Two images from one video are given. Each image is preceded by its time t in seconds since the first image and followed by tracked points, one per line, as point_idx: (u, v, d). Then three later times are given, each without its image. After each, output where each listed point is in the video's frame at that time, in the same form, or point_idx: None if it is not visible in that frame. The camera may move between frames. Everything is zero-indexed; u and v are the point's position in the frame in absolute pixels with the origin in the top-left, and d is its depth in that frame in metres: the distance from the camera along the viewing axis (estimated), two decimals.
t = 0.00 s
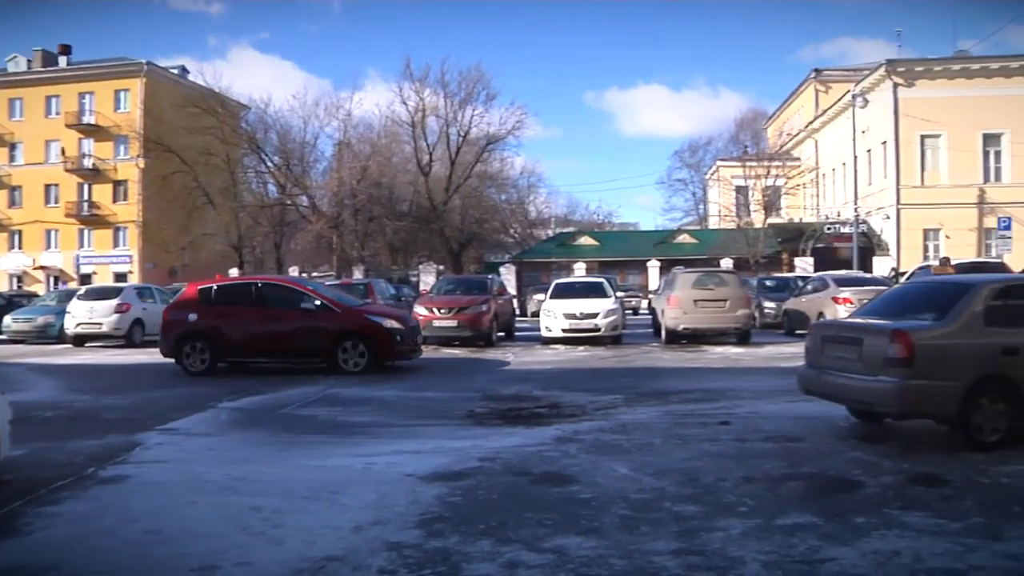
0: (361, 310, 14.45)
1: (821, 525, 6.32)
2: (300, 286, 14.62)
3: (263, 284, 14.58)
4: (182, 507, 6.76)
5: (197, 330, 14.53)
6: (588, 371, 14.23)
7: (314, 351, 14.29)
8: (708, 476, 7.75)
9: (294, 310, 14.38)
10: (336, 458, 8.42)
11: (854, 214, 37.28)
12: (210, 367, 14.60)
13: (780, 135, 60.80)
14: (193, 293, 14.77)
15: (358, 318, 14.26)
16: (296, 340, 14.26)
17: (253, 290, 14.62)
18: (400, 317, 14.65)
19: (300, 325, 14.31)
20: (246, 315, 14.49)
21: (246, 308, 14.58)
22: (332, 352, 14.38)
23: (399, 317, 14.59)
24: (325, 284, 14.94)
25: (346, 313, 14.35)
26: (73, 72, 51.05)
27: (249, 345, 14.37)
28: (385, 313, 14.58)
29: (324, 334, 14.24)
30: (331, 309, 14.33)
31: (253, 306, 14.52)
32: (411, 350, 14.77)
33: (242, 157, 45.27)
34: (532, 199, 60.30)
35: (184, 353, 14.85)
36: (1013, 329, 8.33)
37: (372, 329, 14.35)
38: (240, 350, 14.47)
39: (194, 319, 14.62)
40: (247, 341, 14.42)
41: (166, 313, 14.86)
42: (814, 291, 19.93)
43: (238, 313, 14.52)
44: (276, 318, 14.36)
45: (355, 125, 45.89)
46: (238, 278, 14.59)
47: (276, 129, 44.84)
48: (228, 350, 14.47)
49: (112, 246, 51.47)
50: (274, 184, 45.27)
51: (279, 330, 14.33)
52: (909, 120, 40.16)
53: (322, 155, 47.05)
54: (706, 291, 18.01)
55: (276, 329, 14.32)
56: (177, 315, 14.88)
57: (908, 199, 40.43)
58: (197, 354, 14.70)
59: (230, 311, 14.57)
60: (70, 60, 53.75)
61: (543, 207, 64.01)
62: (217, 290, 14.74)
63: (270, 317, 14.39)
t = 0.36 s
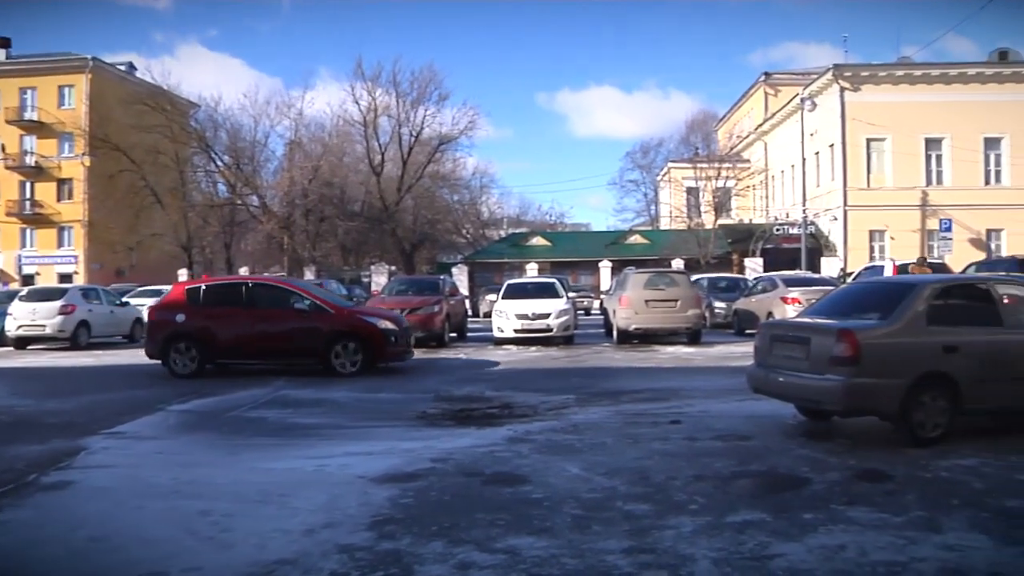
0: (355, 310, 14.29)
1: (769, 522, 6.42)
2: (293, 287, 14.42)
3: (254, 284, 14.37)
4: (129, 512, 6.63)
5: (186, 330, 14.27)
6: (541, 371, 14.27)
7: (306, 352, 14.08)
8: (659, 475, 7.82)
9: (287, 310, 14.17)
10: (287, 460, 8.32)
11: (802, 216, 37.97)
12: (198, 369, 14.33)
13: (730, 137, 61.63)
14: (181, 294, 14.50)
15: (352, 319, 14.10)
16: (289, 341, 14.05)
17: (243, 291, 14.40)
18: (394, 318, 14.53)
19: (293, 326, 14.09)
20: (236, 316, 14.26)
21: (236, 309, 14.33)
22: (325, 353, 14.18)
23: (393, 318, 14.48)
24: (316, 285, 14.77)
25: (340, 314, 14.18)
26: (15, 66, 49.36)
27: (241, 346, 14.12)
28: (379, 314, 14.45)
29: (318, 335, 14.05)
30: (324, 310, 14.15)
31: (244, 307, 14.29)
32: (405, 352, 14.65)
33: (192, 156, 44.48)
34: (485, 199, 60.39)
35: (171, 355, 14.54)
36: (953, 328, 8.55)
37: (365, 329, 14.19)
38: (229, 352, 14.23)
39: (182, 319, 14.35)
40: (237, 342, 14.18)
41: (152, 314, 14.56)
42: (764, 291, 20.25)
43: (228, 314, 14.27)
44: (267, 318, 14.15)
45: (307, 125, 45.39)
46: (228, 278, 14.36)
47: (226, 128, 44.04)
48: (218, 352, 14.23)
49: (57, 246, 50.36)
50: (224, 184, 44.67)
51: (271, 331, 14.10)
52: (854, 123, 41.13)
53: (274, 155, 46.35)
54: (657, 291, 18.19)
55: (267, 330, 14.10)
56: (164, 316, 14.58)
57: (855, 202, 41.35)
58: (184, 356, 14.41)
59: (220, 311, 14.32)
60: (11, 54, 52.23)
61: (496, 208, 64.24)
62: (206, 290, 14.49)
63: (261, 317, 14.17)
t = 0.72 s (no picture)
0: (358, 311, 14.16)
1: (730, 522, 6.49)
2: (295, 287, 14.26)
3: (255, 285, 14.18)
4: (85, 519, 6.51)
5: (185, 332, 14.05)
6: (503, 373, 14.28)
7: (308, 354, 13.92)
8: (621, 476, 7.87)
9: (290, 311, 14.00)
10: (246, 465, 8.23)
11: (761, 217, 38.35)
12: (197, 371, 14.13)
13: (692, 139, 62.20)
14: (180, 295, 14.28)
15: (356, 320, 13.99)
16: (291, 343, 13.88)
17: (244, 292, 14.20)
18: (398, 320, 14.45)
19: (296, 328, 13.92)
20: (237, 317, 14.04)
21: (237, 310, 14.13)
22: (329, 355, 14.04)
23: (397, 319, 14.39)
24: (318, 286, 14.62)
25: (344, 315, 14.06)
26: None
27: (242, 347, 13.93)
28: (382, 315, 14.38)
29: (322, 336, 13.91)
30: (327, 311, 14.01)
31: (246, 308, 14.09)
32: (408, 353, 14.59)
33: (151, 156, 43.86)
34: (446, 200, 60.28)
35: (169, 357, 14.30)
36: (908, 329, 8.72)
37: (369, 331, 14.08)
38: (229, 353, 14.03)
39: (182, 321, 14.12)
40: (236, 343, 13.97)
41: (150, 315, 14.31)
42: (724, 293, 20.47)
43: (228, 315, 14.06)
44: (269, 319, 13.95)
45: (268, 125, 44.87)
46: (229, 278, 14.15)
47: (186, 128, 43.42)
48: (218, 354, 14.03)
49: (10, 247, 49.33)
50: (183, 185, 44.07)
51: (273, 332, 13.92)
52: (814, 127, 41.63)
53: (234, 156, 45.78)
54: (619, 293, 18.31)
55: (269, 331, 13.90)
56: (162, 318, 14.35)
57: (814, 205, 41.91)
58: (183, 358, 14.20)
59: (220, 312, 14.10)
60: None
61: (458, 210, 64.27)
62: (206, 291, 14.28)
63: (262, 319, 13.98)
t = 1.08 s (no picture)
0: (375, 313, 14.06)
1: (703, 523, 6.53)
2: (311, 289, 14.14)
3: (271, 287, 14.04)
4: (54, 526, 6.42)
5: (199, 334, 13.92)
6: (478, 376, 14.27)
7: (324, 357, 13.81)
8: (595, 479, 7.89)
9: (306, 314, 13.89)
10: (218, 469, 8.16)
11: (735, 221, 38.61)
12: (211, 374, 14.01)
13: (665, 143, 62.58)
14: (194, 297, 14.15)
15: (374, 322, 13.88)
16: (308, 345, 13.77)
17: (259, 294, 14.07)
18: (414, 322, 14.35)
19: (313, 330, 13.81)
20: (252, 319, 13.92)
21: (252, 312, 14.00)
22: (346, 357, 13.94)
23: (414, 322, 14.30)
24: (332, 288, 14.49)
25: (361, 317, 13.95)
26: None
27: (256, 350, 13.81)
28: (399, 317, 14.28)
29: (340, 338, 13.81)
30: (343, 313, 13.91)
31: (262, 310, 13.97)
32: (424, 355, 14.49)
33: (122, 157, 43.23)
34: (419, 202, 60.07)
35: (183, 360, 14.18)
36: (879, 332, 8.83)
37: (386, 333, 13.98)
38: (244, 356, 13.91)
39: (195, 323, 14.00)
40: (251, 346, 13.85)
41: (163, 317, 14.18)
42: (697, 295, 20.60)
43: (243, 317, 13.94)
44: (285, 322, 13.83)
45: (241, 127, 44.52)
46: (244, 280, 14.03)
47: (158, 130, 43.02)
48: (233, 356, 13.91)
49: None
50: (156, 187, 43.69)
51: (289, 335, 13.80)
52: (787, 132, 41.88)
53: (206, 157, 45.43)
54: (592, 295, 18.37)
55: (284, 334, 13.78)
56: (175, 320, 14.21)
57: (787, 208, 42.06)
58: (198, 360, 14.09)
59: (235, 315, 13.98)
60: None
61: (432, 212, 64.18)
62: (220, 293, 14.15)
63: (278, 321, 13.86)
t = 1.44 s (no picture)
0: (405, 315, 14.03)
1: (690, 525, 6.54)
2: (341, 292, 14.12)
3: (299, 289, 14.02)
4: (38, 530, 6.37)
5: (228, 336, 13.84)
6: (465, 378, 14.25)
7: (355, 358, 13.75)
8: (581, 481, 7.90)
9: (337, 315, 13.85)
10: (204, 472, 8.12)
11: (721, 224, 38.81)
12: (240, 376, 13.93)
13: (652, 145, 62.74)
14: (222, 299, 14.09)
15: (404, 323, 13.85)
16: (338, 347, 13.71)
17: (289, 296, 14.03)
18: (444, 323, 14.32)
19: (344, 331, 13.77)
20: (282, 321, 13.86)
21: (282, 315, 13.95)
22: (377, 359, 13.87)
23: (444, 323, 14.26)
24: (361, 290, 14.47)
25: (392, 318, 13.91)
26: None
27: (287, 352, 13.75)
28: (427, 319, 14.25)
29: (371, 340, 13.76)
30: (374, 314, 13.87)
31: (293, 312, 13.92)
32: (453, 357, 14.43)
33: (106, 159, 43.06)
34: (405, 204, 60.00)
35: (212, 362, 14.09)
36: (865, 333, 8.88)
37: (416, 335, 13.93)
38: (274, 358, 13.83)
39: (224, 325, 13.92)
40: (281, 348, 13.78)
41: (192, 319, 14.10)
42: (684, 297, 20.66)
43: (272, 319, 13.88)
44: (314, 323, 13.78)
45: (227, 129, 44.37)
46: (273, 282, 14.00)
47: (144, 132, 43.13)
48: (262, 358, 13.84)
49: None
50: (141, 188, 43.55)
51: (320, 336, 13.75)
52: (774, 135, 42.06)
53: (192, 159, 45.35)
54: (579, 298, 18.39)
55: (315, 335, 13.73)
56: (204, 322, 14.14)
57: (773, 210, 42.31)
58: (227, 362, 14.00)
59: (266, 317, 13.91)
60: None
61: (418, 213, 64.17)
62: (250, 295, 14.10)
63: (308, 323, 13.81)
